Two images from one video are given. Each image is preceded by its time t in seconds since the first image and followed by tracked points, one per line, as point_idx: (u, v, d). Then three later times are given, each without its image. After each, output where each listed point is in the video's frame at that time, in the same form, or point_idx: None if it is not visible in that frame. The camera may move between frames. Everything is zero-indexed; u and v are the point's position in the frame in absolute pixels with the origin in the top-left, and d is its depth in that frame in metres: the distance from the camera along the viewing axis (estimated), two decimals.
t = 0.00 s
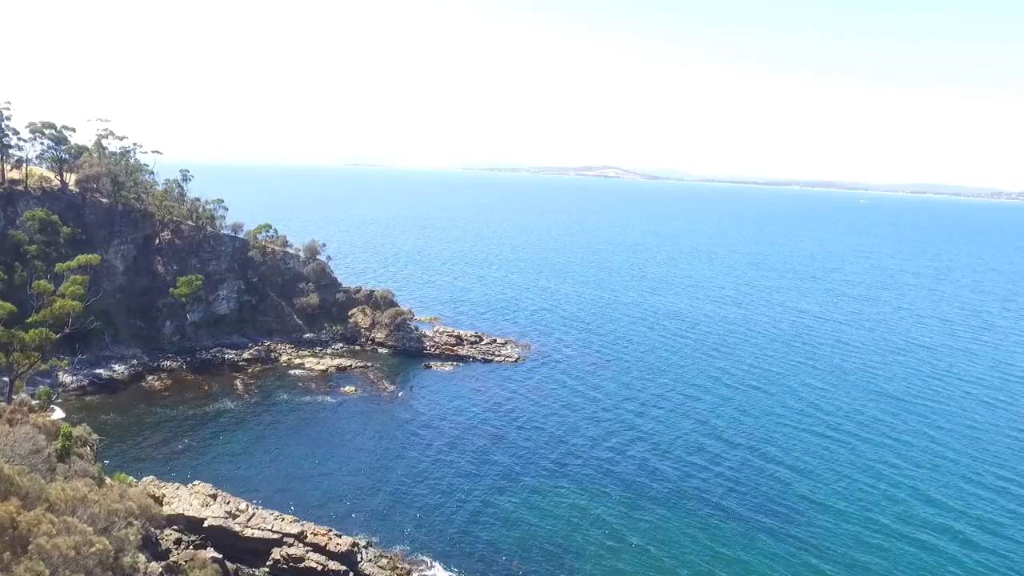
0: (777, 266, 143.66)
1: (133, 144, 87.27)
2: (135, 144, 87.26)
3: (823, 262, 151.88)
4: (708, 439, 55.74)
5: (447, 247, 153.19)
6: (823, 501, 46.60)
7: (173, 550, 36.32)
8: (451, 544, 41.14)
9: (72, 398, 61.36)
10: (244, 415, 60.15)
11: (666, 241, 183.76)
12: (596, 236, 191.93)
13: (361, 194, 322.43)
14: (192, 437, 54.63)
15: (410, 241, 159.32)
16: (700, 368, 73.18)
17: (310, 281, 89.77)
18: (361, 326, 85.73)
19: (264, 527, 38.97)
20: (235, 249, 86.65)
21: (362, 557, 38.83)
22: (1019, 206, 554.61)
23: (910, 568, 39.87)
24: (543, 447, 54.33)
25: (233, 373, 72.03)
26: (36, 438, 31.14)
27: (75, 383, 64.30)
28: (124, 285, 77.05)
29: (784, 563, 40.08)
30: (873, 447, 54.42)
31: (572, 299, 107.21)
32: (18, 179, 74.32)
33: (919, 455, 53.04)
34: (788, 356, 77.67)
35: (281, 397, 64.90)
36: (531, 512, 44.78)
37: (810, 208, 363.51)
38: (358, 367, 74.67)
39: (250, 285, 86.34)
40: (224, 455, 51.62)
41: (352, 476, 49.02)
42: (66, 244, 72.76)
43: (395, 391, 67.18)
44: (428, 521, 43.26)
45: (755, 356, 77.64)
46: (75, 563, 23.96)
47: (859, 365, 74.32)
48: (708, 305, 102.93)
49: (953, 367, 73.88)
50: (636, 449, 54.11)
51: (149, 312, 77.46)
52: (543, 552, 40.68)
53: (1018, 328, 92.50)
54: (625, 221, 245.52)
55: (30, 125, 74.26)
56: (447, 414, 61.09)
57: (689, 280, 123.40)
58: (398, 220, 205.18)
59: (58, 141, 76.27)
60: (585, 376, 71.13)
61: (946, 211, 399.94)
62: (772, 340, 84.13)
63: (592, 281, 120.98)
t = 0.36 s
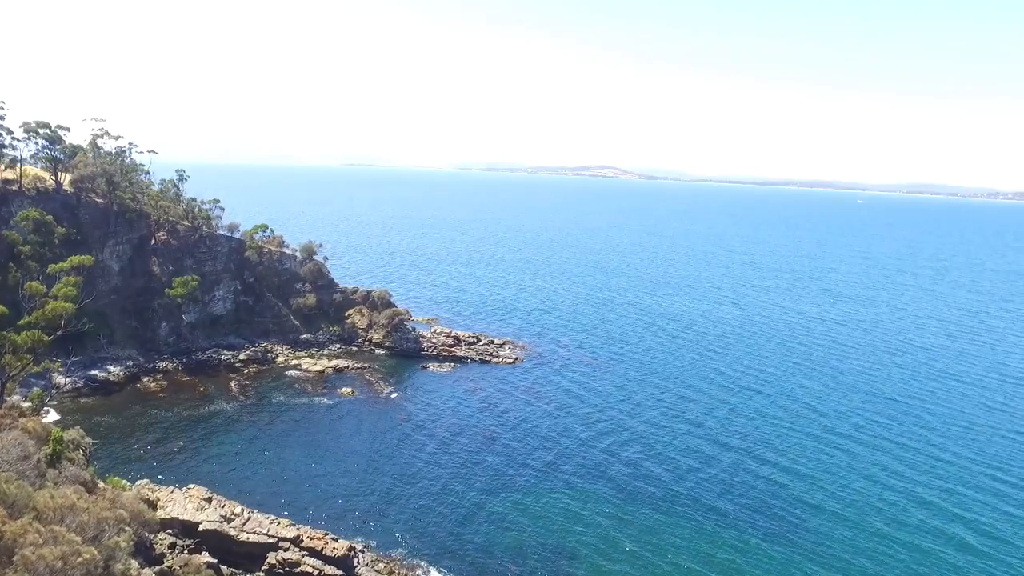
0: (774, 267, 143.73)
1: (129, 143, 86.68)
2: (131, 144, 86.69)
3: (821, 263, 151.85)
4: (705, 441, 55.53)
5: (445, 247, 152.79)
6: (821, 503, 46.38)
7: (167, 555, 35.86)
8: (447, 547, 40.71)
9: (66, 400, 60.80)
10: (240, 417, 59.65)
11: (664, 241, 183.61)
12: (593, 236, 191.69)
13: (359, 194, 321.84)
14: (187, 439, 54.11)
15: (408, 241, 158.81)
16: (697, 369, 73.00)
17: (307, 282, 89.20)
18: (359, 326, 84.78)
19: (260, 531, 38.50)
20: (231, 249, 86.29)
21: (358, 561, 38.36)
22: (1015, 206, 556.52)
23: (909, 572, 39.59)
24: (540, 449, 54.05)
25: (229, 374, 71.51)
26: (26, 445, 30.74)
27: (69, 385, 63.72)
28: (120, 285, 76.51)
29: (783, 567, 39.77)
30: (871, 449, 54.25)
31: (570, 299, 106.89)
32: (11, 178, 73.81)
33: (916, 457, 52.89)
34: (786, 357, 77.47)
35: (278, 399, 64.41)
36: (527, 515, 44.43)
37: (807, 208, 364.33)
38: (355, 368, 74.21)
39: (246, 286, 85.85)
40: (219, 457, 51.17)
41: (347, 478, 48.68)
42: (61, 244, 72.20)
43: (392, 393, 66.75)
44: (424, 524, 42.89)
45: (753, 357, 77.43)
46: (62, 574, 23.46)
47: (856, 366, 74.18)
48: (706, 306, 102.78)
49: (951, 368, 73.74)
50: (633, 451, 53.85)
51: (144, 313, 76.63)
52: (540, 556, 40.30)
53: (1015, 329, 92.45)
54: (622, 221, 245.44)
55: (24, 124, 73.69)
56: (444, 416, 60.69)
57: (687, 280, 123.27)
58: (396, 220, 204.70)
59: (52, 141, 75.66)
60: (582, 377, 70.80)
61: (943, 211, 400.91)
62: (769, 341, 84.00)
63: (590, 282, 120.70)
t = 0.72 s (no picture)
0: (772, 267, 143.68)
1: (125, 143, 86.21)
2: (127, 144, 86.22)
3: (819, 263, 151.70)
4: (703, 443, 55.27)
5: (443, 248, 152.44)
6: (819, 507, 46.14)
7: (161, 560, 35.46)
8: (444, 552, 40.31)
9: (61, 402, 60.28)
10: (237, 419, 59.17)
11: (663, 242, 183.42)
12: (591, 237, 191.42)
13: (357, 195, 321.61)
14: (182, 442, 53.62)
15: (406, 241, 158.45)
16: (695, 371, 72.74)
17: (304, 283, 88.73)
18: (356, 327, 84.59)
19: (255, 536, 38.08)
20: (228, 250, 85.81)
21: (355, 566, 37.95)
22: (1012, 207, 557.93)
23: None
24: (538, 451, 53.73)
25: (225, 376, 71.02)
26: (14, 451, 30.32)
27: (64, 387, 63.21)
28: (115, 286, 75.98)
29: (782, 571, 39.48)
30: (869, 451, 54.01)
31: (568, 300, 106.56)
32: (6, 179, 73.30)
33: (914, 459, 52.67)
34: (785, 359, 77.21)
35: (274, 401, 63.93)
36: (525, 518, 44.12)
37: (805, 209, 364.27)
38: (352, 370, 73.73)
39: (243, 287, 85.37)
40: (215, 460, 50.75)
41: (343, 481, 48.28)
42: (55, 245, 71.69)
43: (390, 395, 66.30)
44: (420, 528, 42.55)
45: (751, 358, 77.19)
46: None
47: (855, 368, 73.96)
48: (704, 306, 102.56)
49: (949, 369, 73.47)
50: (631, 453, 53.55)
51: (140, 314, 76.26)
52: (538, 560, 39.92)
53: (1014, 330, 92.30)
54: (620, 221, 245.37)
55: (19, 124, 73.18)
56: (441, 418, 60.28)
57: (685, 281, 123.05)
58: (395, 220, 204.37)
59: (47, 141, 75.13)
60: (581, 379, 70.42)
61: (941, 210, 401.33)
62: (767, 342, 83.82)
63: (589, 282, 120.43)
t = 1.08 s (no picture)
0: (770, 268, 143.60)
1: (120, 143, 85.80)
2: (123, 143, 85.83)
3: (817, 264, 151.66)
4: (702, 446, 54.95)
5: (441, 248, 152.05)
6: (819, 510, 45.83)
7: (154, 566, 35.07)
8: (442, 556, 39.91)
9: (56, 405, 59.79)
10: (232, 421, 58.70)
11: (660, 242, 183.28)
12: (589, 237, 191.17)
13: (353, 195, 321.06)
14: (177, 444, 53.20)
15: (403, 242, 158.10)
16: (693, 372, 72.45)
17: (300, 283, 88.27)
18: (352, 329, 84.21)
19: (249, 541, 37.63)
20: (224, 251, 85.32)
21: (351, 571, 37.56)
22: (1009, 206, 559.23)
23: None
24: (535, 454, 53.33)
25: (221, 377, 70.49)
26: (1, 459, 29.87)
27: (58, 389, 62.70)
28: (110, 287, 75.46)
29: None
30: (868, 453, 53.73)
31: (566, 301, 106.26)
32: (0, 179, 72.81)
33: (914, 462, 52.46)
34: (783, 360, 77.04)
35: (271, 403, 63.48)
36: (523, 522, 43.70)
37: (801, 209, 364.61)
38: (349, 371, 73.29)
39: (239, 287, 84.87)
40: (210, 463, 50.29)
41: (339, 485, 47.84)
42: (50, 246, 71.18)
43: (387, 397, 65.91)
44: (417, 532, 42.10)
45: (750, 359, 77.05)
46: None
47: (853, 369, 73.67)
48: (702, 307, 102.33)
49: (948, 370, 73.33)
50: (630, 456, 53.19)
51: (136, 315, 75.77)
52: (536, 565, 39.57)
53: (1012, 331, 92.23)
54: (618, 221, 245.34)
55: (13, 124, 72.65)
56: (439, 420, 59.92)
57: (683, 281, 122.84)
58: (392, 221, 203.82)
59: (42, 141, 74.66)
60: (578, 381, 70.18)
61: (939, 211, 402.41)
62: (765, 343, 83.62)
63: (587, 283, 120.20)
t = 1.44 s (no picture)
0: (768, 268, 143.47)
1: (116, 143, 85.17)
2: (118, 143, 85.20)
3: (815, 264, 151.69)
4: (701, 448, 54.57)
5: (438, 249, 151.61)
6: (819, 514, 45.52)
7: (147, 572, 34.55)
8: (440, 560, 39.50)
9: (50, 407, 59.23)
10: (228, 424, 58.21)
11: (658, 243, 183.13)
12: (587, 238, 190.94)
13: (351, 195, 320.56)
14: (173, 447, 52.71)
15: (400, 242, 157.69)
16: (692, 374, 72.10)
17: (297, 284, 87.76)
18: (350, 330, 83.74)
19: (244, 546, 37.12)
20: (220, 252, 84.75)
21: None
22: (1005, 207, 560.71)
23: None
24: (534, 457, 52.89)
25: (217, 379, 69.90)
26: None
27: (52, 391, 62.14)
28: (106, 288, 74.88)
29: None
30: (867, 456, 53.45)
31: (565, 301, 105.91)
32: None
33: (914, 464, 52.28)
34: (782, 361, 76.81)
35: (267, 405, 63.00)
36: (521, 526, 43.33)
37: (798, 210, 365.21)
38: (346, 373, 72.85)
39: (235, 288, 84.29)
40: (206, 467, 49.78)
41: (335, 488, 47.33)
42: (44, 246, 70.60)
43: (385, 398, 65.48)
44: (415, 536, 41.63)
45: (749, 361, 76.79)
46: None
47: (852, 371, 73.44)
48: (701, 308, 102.02)
49: (948, 372, 73.22)
50: (629, 459, 52.76)
51: (131, 316, 75.18)
52: (535, 569, 39.20)
53: (1011, 332, 92.19)
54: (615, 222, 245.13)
55: (7, 124, 72.01)
56: (437, 422, 59.52)
57: (681, 282, 122.53)
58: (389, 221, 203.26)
59: (36, 140, 74.02)
60: (577, 382, 69.85)
61: (935, 211, 403.78)
62: (764, 345, 83.24)
63: (585, 283, 119.84)
